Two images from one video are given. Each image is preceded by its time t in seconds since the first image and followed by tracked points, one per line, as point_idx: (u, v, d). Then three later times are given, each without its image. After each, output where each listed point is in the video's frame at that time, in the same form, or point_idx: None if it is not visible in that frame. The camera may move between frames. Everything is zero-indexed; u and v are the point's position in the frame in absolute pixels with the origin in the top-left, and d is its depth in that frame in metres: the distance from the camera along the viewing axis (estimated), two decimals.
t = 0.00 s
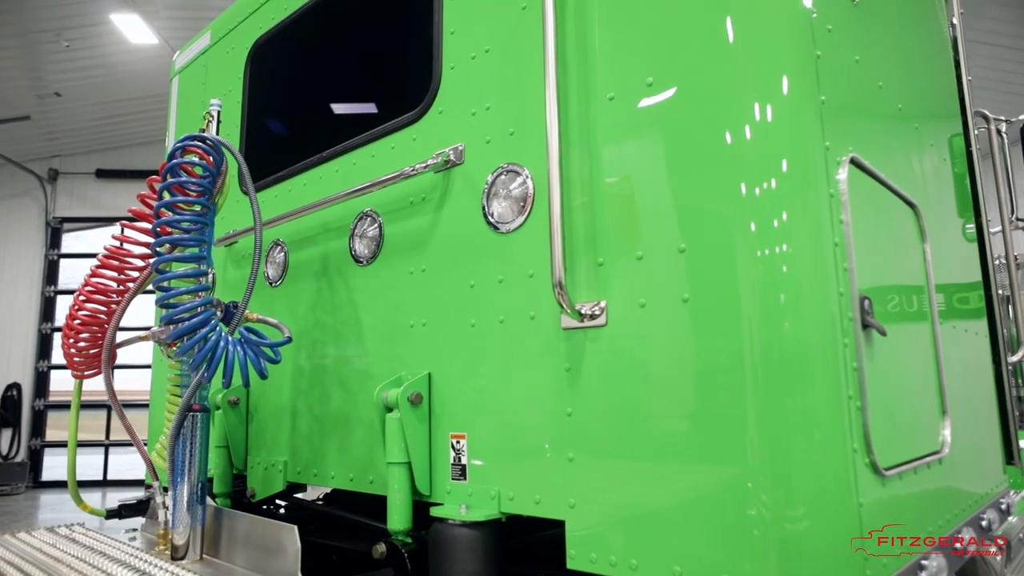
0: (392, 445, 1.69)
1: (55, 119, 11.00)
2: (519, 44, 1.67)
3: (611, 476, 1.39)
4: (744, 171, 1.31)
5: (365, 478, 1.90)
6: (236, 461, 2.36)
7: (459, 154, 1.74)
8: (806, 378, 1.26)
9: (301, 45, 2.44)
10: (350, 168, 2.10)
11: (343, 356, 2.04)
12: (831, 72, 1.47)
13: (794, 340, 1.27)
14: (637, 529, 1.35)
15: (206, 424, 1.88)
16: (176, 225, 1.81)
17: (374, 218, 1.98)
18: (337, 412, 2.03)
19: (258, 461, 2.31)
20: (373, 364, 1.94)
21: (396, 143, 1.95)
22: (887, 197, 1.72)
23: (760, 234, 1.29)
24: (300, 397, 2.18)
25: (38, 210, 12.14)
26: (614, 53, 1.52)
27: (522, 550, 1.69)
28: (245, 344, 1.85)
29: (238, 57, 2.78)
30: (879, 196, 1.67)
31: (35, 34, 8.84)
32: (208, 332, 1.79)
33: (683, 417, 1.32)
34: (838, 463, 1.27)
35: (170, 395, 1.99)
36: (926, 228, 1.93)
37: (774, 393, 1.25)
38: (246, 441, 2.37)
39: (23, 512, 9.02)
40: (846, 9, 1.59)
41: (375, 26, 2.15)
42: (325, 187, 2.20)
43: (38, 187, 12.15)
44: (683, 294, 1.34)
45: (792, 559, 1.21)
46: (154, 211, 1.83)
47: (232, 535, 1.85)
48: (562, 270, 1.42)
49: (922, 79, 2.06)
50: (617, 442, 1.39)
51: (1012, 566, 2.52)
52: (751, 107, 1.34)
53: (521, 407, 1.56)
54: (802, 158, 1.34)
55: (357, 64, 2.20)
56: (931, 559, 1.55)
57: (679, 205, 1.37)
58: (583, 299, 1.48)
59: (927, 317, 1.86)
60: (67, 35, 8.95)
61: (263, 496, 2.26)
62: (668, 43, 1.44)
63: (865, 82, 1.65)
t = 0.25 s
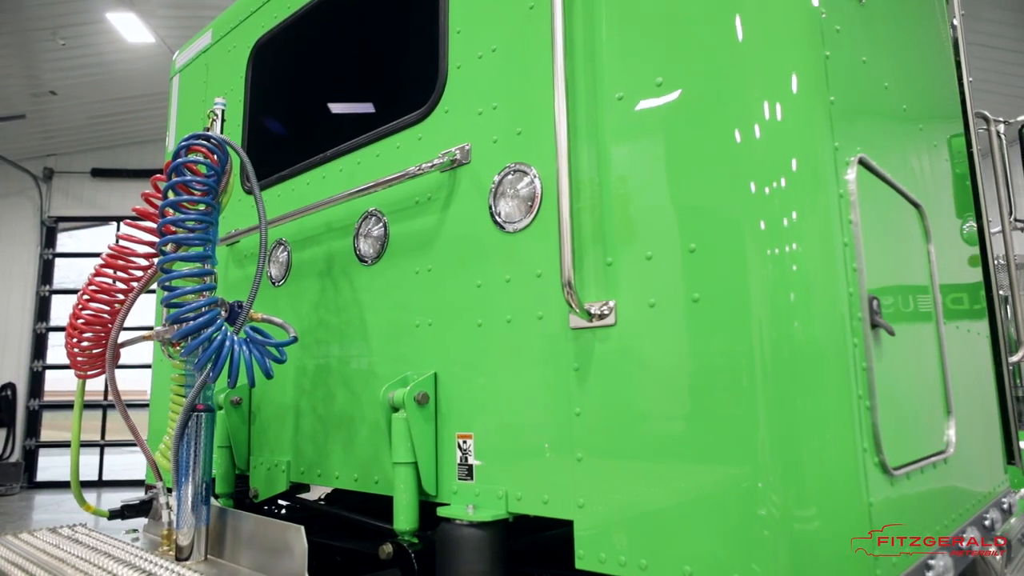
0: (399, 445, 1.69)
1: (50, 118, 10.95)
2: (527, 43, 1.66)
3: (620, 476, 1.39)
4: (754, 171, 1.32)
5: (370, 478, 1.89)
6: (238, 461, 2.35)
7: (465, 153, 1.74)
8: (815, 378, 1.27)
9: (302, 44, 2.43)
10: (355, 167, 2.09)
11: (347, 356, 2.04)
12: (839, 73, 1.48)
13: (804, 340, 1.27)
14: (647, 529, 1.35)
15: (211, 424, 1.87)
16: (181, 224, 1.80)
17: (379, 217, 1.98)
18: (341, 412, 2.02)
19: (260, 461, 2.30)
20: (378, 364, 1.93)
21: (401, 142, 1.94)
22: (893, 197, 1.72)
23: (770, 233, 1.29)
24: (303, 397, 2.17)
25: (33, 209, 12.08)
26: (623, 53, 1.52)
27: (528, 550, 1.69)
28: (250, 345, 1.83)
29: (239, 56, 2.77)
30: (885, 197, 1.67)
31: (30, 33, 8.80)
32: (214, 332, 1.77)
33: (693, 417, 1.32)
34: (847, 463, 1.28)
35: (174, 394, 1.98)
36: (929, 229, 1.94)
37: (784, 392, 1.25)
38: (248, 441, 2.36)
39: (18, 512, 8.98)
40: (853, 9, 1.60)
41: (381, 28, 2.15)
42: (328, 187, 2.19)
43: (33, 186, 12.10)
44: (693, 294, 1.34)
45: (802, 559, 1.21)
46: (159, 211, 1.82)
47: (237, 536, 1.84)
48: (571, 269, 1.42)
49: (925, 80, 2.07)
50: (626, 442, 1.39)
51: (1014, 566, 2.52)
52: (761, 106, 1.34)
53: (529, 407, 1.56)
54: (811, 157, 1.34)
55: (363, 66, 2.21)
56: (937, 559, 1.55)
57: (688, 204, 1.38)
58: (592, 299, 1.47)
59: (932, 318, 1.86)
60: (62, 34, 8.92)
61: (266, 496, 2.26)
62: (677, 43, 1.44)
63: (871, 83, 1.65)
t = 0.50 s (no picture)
0: (405, 445, 1.68)
1: (45, 117, 10.90)
2: (534, 44, 1.66)
3: (629, 476, 1.39)
4: (763, 169, 1.32)
5: (375, 478, 1.89)
6: (241, 461, 2.35)
7: (471, 153, 1.74)
8: (825, 377, 1.27)
9: (302, 44, 2.42)
10: (358, 166, 2.09)
11: (352, 356, 2.03)
12: (847, 74, 1.48)
13: (814, 339, 1.27)
14: (656, 529, 1.35)
15: (215, 424, 1.87)
16: (187, 223, 1.80)
17: (384, 217, 1.97)
18: (346, 412, 2.02)
19: (263, 461, 2.30)
20: (383, 364, 1.93)
21: (406, 142, 1.94)
22: (898, 198, 1.73)
23: (779, 232, 1.30)
24: (306, 397, 2.17)
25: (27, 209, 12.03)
26: (631, 53, 1.52)
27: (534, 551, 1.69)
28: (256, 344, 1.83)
29: (241, 55, 2.76)
30: (891, 197, 1.68)
31: (26, 31, 8.77)
32: (221, 332, 1.77)
33: (705, 417, 1.32)
34: (857, 463, 1.28)
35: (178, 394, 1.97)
36: (933, 230, 1.95)
37: (795, 392, 1.26)
38: (251, 441, 2.36)
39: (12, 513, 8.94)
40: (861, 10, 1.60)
41: (388, 32, 2.17)
42: (332, 187, 2.19)
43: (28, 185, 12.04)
44: (703, 294, 1.34)
45: (813, 558, 1.22)
46: (164, 209, 1.82)
47: (242, 536, 1.83)
48: (580, 269, 1.42)
49: (928, 82, 2.07)
50: (635, 442, 1.39)
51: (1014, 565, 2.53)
52: (770, 104, 1.34)
53: (536, 408, 1.56)
54: (821, 156, 1.35)
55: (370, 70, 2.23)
56: (943, 559, 1.55)
57: (698, 203, 1.38)
58: (601, 298, 1.47)
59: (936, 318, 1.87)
60: (58, 32, 8.88)
61: (269, 497, 2.25)
62: (686, 43, 1.45)
63: (877, 84, 1.65)
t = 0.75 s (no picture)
0: (412, 446, 1.68)
1: (40, 115, 10.85)
2: (541, 43, 1.66)
3: (638, 476, 1.39)
4: (773, 168, 1.32)
5: (380, 479, 1.89)
6: (244, 462, 2.34)
7: (478, 153, 1.74)
8: (835, 376, 1.28)
9: (309, 44, 2.43)
10: (363, 166, 2.08)
11: (356, 357, 2.02)
12: (856, 74, 1.48)
13: (824, 338, 1.28)
14: (666, 529, 1.35)
15: (219, 424, 1.86)
16: (192, 222, 1.79)
17: (389, 216, 1.97)
18: (350, 412, 2.01)
19: (266, 462, 2.29)
20: (388, 364, 1.92)
21: (412, 141, 1.94)
22: (904, 199, 1.74)
23: (790, 232, 1.30)
24: (310, 397, 2.16)
25: (22, 208, 11.97)
26: (640, 53, 1.52)
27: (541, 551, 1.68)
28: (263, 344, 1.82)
29: (243, 54, 2.75)
30: (897, 198, 1.68)
31: (21, 29, 8.73)
32: (227, 331, 1.76)
33: (715, 417, 1.32)
34: (866, 462, 1.28)
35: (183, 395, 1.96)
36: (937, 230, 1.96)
37: (805, 391, 1.26)
38: (254, 441, 2.35)
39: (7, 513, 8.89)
40: (868, 11, 1.60)
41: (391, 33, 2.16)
42: (336, 187, 2.18)
43: (22, 184, 11.99)
44: (713, 294, 1.34)
45: (824, 558, 1.22)
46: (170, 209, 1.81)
47: (247, 537, 1.82)
48: (590, 269, 1.42)
49: (932, 82, 2.08)
50: (645, 442, 1.39)
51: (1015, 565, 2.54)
52: (780, 104, 1.35)
53: (545, 407, 1.56)
54: (830, 156, 1.35)
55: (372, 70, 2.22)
56: (950, 559, 1.55)
57: (707, 203, 1.38)
58: (610, 298, 1.47)
59: (941, 318, 1.88)
60: (53, 30, 8.84)
61: (272, 497, 2.24)
62: (695, 43, 1.45)
63: (884, 84, 1.66)
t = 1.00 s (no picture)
0: (420, 446, 1.68)
1: (36, 115, 10.80)
2: (550, 44, 1.66)
3: (649, 477, 1.39)
4: (783, 168, 1.33)
5: (387, 479, 1.88)
6: (247, 463, 2.33)
7: (486, 153, 1.74)
8: (847, 377, 1.28)
9: (315, 43, 2.42)
10: (369, 166, 2.08)
11: (362, 357, 2.02)
12: (866, 74, 1.48)
13: (835, 339, 1.28)
14: (677, 529, 1.35)
15: (225, 425, 1.85)
16: (199, 221, 1.79)
17: (396, 217, 1.97)
18: (356, 413, 2.01)
19: (270, 462, 2.28)
20: (395, 365, 1.92)
21: (418, 141, 1.93)
22: (910, 199, 1.74)
23: (801, 232, 1.30)
24: (315, 397, 2.15)
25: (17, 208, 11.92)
26: (650, 54, 1.52)
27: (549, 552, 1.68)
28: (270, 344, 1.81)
29: (246, 53, 2.74)
30: (904, 199, 1.69)
31: (18, 28, 8.70)
32: (234, 331, 1.75)
33: (727, 418, 1.32)
34: (878, 463, 1.29)
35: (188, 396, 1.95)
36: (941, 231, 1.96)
37: (817, 392, 1.26)
38: (257, 442, 2.34)
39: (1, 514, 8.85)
40: (877, 12, 1.61)
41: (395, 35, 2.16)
42: (342, 187, 2.18)
43: (18, 184, 11.93)
44: (725, 295, 1.35)
45: (836, 558, 1.22)
46: (177, 208, 1.81)
47: (254, 538, 1.82)
48: (600, 269, 1.42)
49: (936, 84, 2.09)
50: (655, 443, 1.39)
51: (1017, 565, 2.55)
52: (790, 103, 1.35)
53: (554, 408, 1.56)
54: (841, 155, 1.35)
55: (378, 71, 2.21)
56: (958, 559, 1.55)
57: (718, 204, 1.38)
58: (620, 299, 1.47)
59: (946, 318, 1.89)
60: (50, 29, 8.81)
61: (276, 498, 2.23)
62: (705, 44, 1.45)
63: (892, 85, 1.66)
